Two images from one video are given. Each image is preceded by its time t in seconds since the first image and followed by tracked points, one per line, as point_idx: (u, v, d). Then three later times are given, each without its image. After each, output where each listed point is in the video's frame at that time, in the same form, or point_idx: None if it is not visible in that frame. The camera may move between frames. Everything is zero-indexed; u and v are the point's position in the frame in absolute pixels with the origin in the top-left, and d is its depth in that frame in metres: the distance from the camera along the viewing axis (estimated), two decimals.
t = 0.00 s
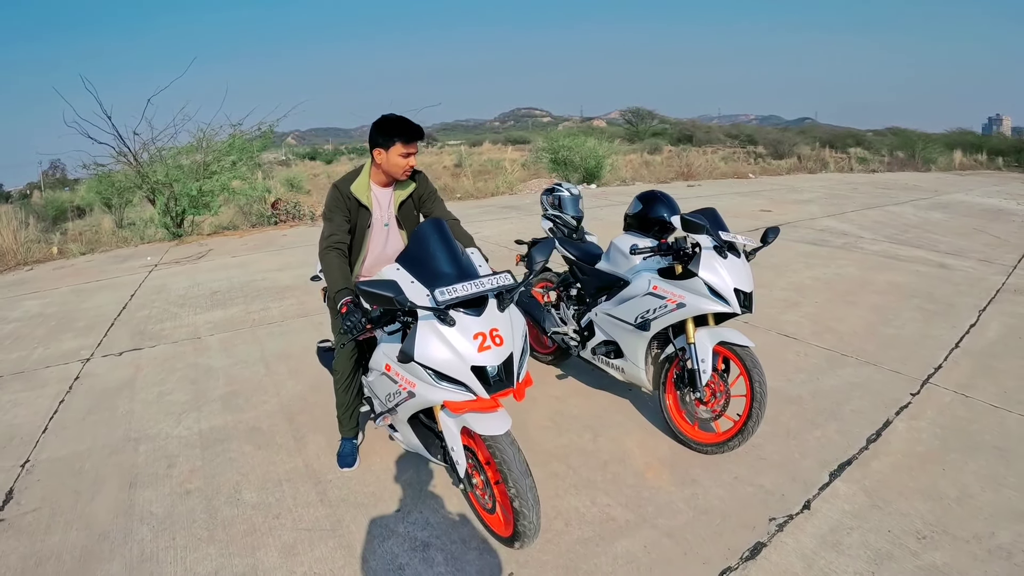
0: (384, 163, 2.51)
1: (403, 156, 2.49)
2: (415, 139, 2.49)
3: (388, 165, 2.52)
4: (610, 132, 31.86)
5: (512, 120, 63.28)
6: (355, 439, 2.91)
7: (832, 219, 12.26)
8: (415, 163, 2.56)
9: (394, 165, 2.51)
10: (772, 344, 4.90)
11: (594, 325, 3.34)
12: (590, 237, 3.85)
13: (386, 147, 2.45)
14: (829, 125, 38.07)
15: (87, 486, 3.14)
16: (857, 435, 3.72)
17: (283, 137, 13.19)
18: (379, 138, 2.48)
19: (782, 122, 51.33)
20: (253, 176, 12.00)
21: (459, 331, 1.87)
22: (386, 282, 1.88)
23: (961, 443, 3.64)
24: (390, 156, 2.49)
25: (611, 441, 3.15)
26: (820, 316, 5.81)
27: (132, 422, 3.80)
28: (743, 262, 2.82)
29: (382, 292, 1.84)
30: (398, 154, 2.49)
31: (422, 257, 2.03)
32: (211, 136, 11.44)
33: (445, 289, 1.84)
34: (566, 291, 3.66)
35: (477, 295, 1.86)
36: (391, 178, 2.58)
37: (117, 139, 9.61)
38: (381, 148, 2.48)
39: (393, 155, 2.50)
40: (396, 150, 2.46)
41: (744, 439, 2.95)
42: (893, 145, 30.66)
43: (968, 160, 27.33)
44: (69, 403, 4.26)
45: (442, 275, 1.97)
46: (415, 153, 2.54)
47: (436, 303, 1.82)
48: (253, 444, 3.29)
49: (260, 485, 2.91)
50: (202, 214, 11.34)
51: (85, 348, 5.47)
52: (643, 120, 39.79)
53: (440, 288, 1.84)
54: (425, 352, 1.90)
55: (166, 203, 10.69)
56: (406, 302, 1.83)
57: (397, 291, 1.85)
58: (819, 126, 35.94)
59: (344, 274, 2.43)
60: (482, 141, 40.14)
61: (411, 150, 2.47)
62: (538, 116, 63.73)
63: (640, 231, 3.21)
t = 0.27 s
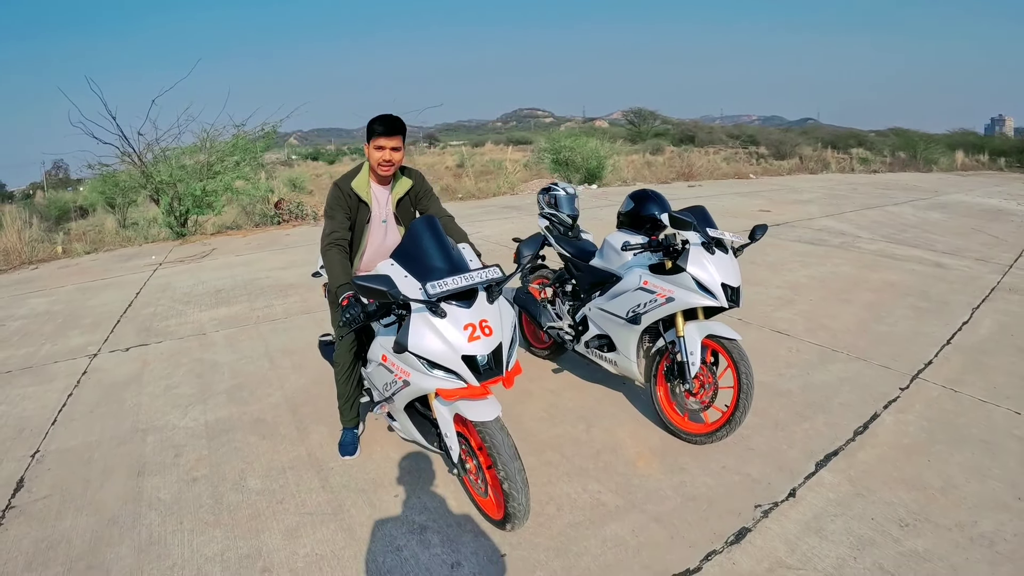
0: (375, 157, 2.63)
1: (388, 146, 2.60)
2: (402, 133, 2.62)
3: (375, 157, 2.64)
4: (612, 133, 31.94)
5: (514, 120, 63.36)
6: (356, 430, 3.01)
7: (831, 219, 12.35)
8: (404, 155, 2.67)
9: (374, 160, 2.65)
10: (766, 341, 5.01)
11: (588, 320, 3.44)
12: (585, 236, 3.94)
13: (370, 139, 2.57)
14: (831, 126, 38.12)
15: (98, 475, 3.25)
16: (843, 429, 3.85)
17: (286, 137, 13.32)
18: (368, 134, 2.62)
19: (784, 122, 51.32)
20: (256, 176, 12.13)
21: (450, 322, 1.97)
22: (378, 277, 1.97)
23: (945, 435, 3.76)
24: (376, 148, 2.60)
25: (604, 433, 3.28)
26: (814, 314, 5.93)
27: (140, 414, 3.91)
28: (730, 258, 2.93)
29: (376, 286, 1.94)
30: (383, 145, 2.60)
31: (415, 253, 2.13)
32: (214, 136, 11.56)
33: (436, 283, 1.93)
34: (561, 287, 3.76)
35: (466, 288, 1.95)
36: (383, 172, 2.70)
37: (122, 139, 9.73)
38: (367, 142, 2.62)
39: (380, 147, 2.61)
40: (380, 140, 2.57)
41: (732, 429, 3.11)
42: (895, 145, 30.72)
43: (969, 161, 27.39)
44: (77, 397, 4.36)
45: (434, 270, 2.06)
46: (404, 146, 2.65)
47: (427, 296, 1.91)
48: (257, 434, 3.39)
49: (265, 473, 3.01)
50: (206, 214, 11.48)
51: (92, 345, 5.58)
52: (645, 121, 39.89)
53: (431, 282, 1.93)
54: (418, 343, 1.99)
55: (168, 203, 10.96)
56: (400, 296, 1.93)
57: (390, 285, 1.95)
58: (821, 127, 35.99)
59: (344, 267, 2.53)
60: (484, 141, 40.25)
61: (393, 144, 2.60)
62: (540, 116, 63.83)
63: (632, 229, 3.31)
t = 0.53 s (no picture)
0: (371, 154, 2.73)
1: (383, 142, 2.70)
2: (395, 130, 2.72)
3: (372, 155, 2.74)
4: (615, 134, 32.02)
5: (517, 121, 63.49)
6: (358, 420, 3.10)
7: (831, 219, 12.41)
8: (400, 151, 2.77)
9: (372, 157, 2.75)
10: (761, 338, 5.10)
11: (584, 315, 3.54)
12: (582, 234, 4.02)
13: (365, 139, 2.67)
14: (834, 127, 38.13)
15: (107, 463, 3.35)
16: (834, 422, 3.95)
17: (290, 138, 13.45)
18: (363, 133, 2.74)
19: (788, 122, 51.29)
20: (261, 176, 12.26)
21: (446, 313, 2.06)
22: (378, 269, 2.07)
23: (933, 428, 3.86)
24: (373, 146, 2.71)
25: (599, 424, 3.38)
26: (809, 312, 6.02)
27: (147, 406, 4.01)
28: (721, 253, 3.03)
29: (376, 277, 2.03)
30: (379, 143, 2.70)
31: (412, 247, 2.23)
32: (220, 137, 11.69)
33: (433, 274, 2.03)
34: (559, 284, 3.85)
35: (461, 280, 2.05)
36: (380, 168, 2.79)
37: (128, 139, 9.85)
38: (363, 140, 2.72)
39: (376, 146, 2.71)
40: (375, 137, 2.68)
41: (723, 419, 3.23)
42: (899, 146, 30.73)
43: (972, 162, 27.42)
44: (86, 390, 4.47)
45: (431, 263, 2.16)
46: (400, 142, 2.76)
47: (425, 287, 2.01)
48: (262, 424, 3.49)
49: (270, 461, 3.11)
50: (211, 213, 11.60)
51: (100, 341, 5.69)
52: (648, 122, 39.97)
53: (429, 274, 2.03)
54: (416, 332, 2.08)
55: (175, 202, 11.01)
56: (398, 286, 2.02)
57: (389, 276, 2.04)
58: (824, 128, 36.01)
59: (346, 260, 2.63)
60: (488, 142, 40.38)
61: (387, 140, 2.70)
62: (543, 118, 63.96)
63: (626, 226, 3.41)
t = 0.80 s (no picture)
0: (377, 152, 2.77)
1: (389, 141, 2.73)
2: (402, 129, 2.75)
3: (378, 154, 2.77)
4: (618, 135, 32.07)
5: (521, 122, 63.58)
6: (363, 417, 3.14)
7: (835, 220, 12.41)
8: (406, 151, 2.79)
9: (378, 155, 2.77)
10: (763, 337, 5.12)
11: (587, 314, 3.57)
12: (585, 233, 4.04)
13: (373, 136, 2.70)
14: (837, 128, 38.10)
15: (113, 461, 3.37)
16: (836, 420, 3.96)
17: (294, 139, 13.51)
18: (371, 132, 2.78)
19: (791, 123, 51.24)
20: (265, 177, 12.33)
21: (452, 310, 2.09)
22: (383, 267, 2.09)
23: (934, 427, 3.88)
24: (379, 144, 2.74)
25: (602, 422, 3.41)
26: (813, 312, 6.03)
27: (153, 404, 4.05)
28: (723, 253, 3.06)
29: (382, 276, 2.06)
30: (386, 142, 2.74)
31: (417, 246, 2.26)
32: (224, 138, 11.76)
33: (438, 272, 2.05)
34: (562, 283, 3.87)
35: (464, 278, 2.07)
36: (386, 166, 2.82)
37: (133, 139, 9.91)
38: (370, 138, 2.77)
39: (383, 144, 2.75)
40: (383, 135, 2.70)
41: (725, 417, 3.25)
42: (902, 147, 30.70)
43: (976, 163, 27.37)
44: (92, 389, 4.51)
45: (436, 262, 2.18)
46: (406, 141, 2.79)
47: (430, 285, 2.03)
48: (267, 423, 3.52)
49: (275, 458, 3.14)
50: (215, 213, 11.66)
51: (106, 340, 5.74)
52: (651, 123, 40.01)
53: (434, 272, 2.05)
54: (421, 330, 2.11)
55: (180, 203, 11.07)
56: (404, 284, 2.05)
57: (395, 274, 2.07)
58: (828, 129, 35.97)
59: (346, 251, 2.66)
60: (491, 143, 40.47)
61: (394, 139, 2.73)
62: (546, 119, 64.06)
63: (629, 226, 3.43)
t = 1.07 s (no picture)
0: (383, 151, 2.70)
1: (395, 140, 2.66)
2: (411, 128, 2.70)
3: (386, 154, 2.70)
4: (621, 135, 32.00)
5: (523, 123, 63.54)
6: (370, 427, 3.07)
7: (841, 221, 12.33)
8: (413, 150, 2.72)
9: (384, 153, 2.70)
10: (776, 342, 5.02)
11: (599, 320, 3.50)
12: (596, 236, 3.95)
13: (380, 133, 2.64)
14: (841, 128, 37.98)
15: (115, 470, 3.30)
16: (852, 428, 3.88)
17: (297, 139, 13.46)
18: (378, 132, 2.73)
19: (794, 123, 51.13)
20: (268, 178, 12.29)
21: (465, 320, 2.01)
22: (394, 275, 2.01)
23: (952, 434, 3.80)
24: (386, 142, 2.67)
25: (615, 431, 3.32)
26: (823, 315, 5.95)
27: (155, 411, 3.98)
28: (740, 258, 2.99)
29: (393, 285, 1.98)
30: (394, 140, 2.67)
31: (428, 251, 2.17)
32: (227, 139, 11.72)
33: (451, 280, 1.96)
34: (573, 287, 3.79)
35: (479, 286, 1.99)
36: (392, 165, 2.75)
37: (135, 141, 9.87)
38: (376, 138, 2.70)
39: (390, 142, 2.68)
40: (388, 134, 2.63)
41: (742, 427, 3.17)
42: (906, 147, 30.59)
43: (980, 163, 27.25)
44: (93, 395, 4.44)
45: (448, 268, 2.09)
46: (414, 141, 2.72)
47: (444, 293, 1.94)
48: (272, 431, 3.44)
49: (280, 469, 3.06)
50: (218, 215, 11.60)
51: (107, 343, 5.67)
52: (654, 123, 39.94)
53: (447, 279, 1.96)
54: (433, 340, 2.03)
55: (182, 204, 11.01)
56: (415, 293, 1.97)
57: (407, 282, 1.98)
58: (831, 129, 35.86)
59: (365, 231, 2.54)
60: (494, 143, 40.42)
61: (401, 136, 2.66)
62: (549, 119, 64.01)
63: (643, 229, 3.36)
